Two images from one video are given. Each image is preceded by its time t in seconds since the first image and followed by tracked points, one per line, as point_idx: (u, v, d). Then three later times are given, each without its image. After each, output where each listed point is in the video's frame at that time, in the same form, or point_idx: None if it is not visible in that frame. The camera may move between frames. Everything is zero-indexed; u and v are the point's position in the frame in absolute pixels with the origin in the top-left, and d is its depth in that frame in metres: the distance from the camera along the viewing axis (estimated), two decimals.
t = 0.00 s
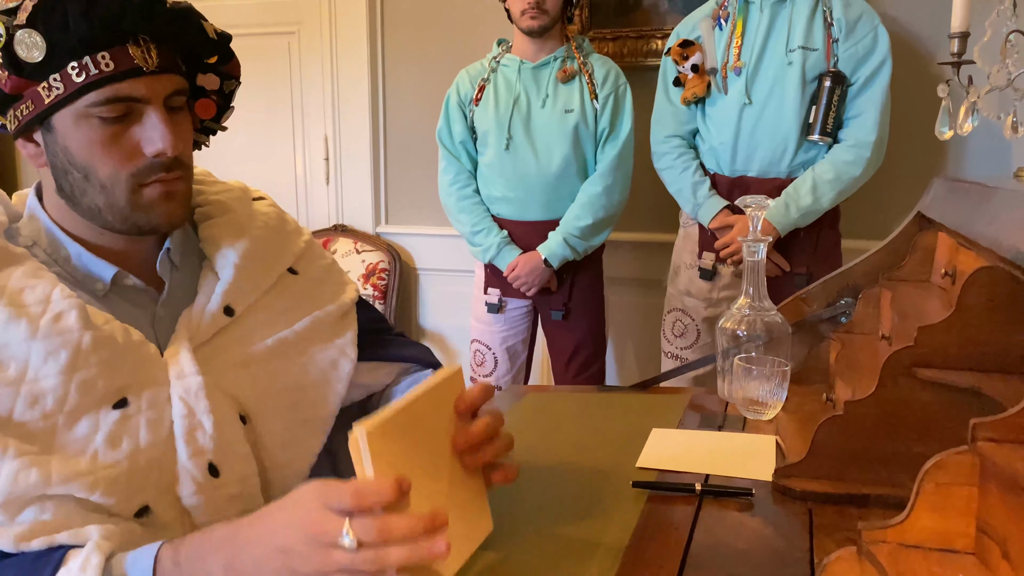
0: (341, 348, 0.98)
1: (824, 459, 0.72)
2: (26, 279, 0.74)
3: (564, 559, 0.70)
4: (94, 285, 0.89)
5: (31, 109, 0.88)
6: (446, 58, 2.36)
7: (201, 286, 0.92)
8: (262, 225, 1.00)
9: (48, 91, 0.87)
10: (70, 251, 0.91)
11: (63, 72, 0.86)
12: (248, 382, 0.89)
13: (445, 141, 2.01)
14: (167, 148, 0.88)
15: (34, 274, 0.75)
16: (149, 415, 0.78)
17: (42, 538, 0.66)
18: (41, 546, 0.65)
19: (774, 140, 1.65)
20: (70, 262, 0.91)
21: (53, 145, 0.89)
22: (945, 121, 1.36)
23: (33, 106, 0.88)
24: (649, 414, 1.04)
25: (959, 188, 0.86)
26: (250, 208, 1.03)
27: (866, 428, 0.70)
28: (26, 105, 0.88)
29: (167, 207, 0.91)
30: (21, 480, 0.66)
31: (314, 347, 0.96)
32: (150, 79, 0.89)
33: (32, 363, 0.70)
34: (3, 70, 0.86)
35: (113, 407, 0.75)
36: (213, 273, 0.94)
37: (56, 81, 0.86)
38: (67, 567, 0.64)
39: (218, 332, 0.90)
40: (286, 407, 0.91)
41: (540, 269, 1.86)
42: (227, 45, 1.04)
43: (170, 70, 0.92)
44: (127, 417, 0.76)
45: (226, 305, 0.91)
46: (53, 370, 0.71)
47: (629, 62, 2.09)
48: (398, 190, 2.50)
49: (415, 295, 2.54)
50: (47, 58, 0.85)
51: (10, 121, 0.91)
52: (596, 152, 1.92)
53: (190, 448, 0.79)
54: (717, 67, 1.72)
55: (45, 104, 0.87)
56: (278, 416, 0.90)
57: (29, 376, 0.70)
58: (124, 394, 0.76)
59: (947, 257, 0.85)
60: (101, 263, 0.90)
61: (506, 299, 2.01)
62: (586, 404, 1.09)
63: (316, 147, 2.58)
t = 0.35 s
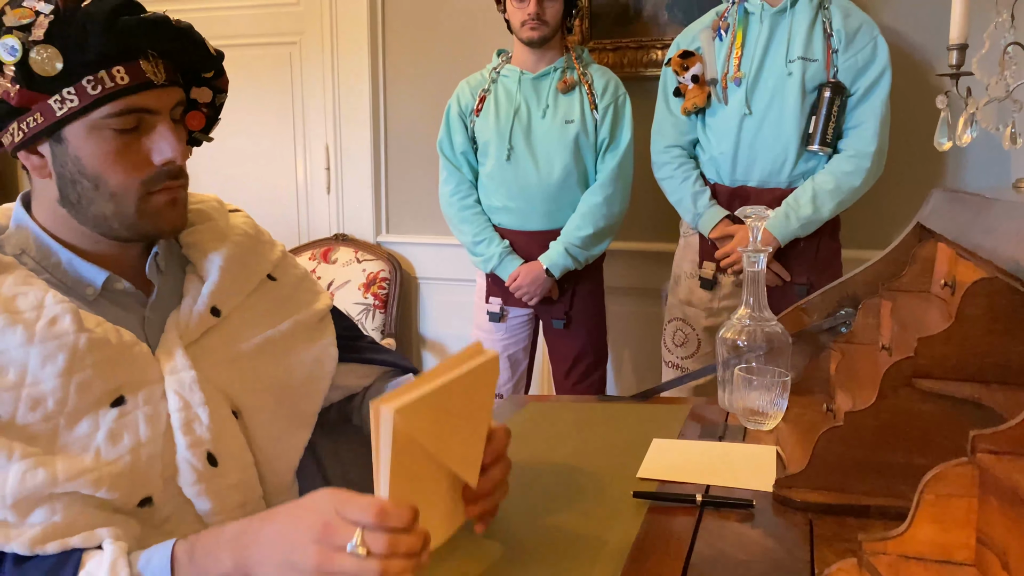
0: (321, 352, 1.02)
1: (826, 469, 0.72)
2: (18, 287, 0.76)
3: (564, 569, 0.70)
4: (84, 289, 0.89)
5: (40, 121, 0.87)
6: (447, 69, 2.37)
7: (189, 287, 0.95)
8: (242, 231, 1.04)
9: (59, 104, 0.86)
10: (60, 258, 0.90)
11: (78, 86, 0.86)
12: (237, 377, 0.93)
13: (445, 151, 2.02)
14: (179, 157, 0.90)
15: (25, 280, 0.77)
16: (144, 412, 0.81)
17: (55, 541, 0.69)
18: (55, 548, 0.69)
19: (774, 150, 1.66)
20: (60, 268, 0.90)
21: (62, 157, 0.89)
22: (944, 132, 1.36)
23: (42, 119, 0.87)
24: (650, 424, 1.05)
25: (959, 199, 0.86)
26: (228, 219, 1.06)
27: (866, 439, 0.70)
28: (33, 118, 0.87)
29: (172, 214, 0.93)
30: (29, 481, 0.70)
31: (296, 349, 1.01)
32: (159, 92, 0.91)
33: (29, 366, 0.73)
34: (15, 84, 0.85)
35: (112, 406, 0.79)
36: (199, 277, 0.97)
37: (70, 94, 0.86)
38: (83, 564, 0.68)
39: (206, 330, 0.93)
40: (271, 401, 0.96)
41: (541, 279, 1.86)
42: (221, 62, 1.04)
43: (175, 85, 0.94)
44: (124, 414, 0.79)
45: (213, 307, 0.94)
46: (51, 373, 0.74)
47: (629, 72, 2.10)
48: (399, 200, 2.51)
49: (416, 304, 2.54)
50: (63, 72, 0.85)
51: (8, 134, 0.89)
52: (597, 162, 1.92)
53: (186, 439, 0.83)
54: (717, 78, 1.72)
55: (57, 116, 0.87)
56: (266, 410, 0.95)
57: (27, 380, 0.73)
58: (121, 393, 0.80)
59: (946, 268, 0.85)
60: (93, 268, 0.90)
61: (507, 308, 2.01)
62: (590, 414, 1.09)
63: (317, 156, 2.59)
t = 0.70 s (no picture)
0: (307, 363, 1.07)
1: (825, 480, 0.72)
2: (35, 301, 0.79)
3: None
4: (90, 298, 0.90)
5: (107, 142, 0.87)
6: (449, 80, 2.38)
7: (194, 295, 1.00)
8: (227, 244, 1.09)
9: (127, 123, 0.88)
10: (64, 269, 0.89)
11: (145, 103, 0.89)
12: (246, 373, 0.98)
13: (446, 161, 2.03)
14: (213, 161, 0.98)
15: (37, 296, 0.80)
16: (146, 420, 0.84)
17: (106, 538, 0.74)
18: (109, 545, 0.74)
19: (776, 162, 1.67)
20: (65, 279, 0.89)
21: (132, 174, 0.90)
22: (941, 143, 1.36)
23: (109, 138, 0.87)
24: (649, 435, 1.05)
25: (957, 212, 0.87)
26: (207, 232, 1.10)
27: (867, 450, 0.70)
28: (98, 138, 0.86)
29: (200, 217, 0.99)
30: (77, 482, 0.75)
31: (289, 353, 1.05)
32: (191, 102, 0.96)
33: (61, 376, 0.77)
34: (93, 107, 0.84)
35: (136, 404, 0.84)
36: (202, 284, 1.02)
37: (138, 112, 0.88)
38: (130, 561, 0.71)
39: (212, 334, 0.98)
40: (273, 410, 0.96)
41: (541, 288, 1.87)
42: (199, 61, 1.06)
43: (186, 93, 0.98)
44: (151, 410, 0.85)
45: (217, 312, 1.00)
46: (82, 382, 0.79)
47: (628, 84, 2.11)
48: (401, 210, 2.51)
49: (416, 314, 2.54)
50: (136, 92, 0.87)
51: (56, 159, 0.86)
52: (596, 173, 1.93)
53: (218, 425, 0.89)
54: (719, 89, 1.73)
55: (128, 134, 0.88)
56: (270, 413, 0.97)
57: (60, 390, 0.77)
58: (144, 392, 0.85)
59: (944, 279, 0.85)
60: (99, 276, 0.90)
61: (507, 317, 2.01)
62: (590, 425, 1.10)
63: (319, 167, 2.59)
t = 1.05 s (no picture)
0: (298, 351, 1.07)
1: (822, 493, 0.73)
2: (57, 321, 0.79)
3: None
4: (103, 312, 0.90)
5: (135, 162, 0.87)
6: (449, 93, 2.39)
7: (195, 299, 1.01)
8: (217, 246, 1.11)
9: (154, 143, 0.89)
10: (76, 285, 0.89)
11: (170, 124, 0.90)
12: (253, 370, 0.99)
13: (443, 174, 2.04)
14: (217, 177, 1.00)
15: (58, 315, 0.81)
16: (168, 430, 0.86)
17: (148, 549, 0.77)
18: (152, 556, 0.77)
19: (790, 175, 1.67)
20: (77, 295, 0.89)
21: (153, 190, 0.90)
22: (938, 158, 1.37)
23: (137, 158, 0.87)
24: (647, 447, 1.05)
25: (954, 228, 0.87)
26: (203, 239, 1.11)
27: (865, 464, 0.70)
28: (127, 159, 0.87)
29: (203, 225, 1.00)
30: (118, 496, 0.78)
31: (284, 349, 1.05)
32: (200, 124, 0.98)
33: (90, 393, 0.78)
34: (127, 129, 0.85)
35: (161, 411, 0.87)
36: (199, 287, 1.03)
37: (164, 133, 0.90)
38: None
39: (216, 336, 1.00)
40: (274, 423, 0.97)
41: (540, 300, 1.88)
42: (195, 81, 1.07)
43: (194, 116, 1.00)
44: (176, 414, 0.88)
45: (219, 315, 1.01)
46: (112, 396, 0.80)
47: (625, 98, 2.12)
48: (401, 222, 2.52)
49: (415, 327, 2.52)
50: (164, 114, 0.89)
51: (86, 179, 0.85)
52: (592, 186, 1.94)
53: (241, 425, 0.91)
54: (732, 104, 1.73)
55: (154, 154, 0.89)
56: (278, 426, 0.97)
57: (90, 407, 0.78)
58: (167, 398, 0.88)
59: (942, 292, 0.86)
60: (111, 290, 0.91)
61: (504, 326, 2.03)
62: (588, 437, 1.10)
63: (320, 180, 2.61)
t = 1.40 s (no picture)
0: (311, 349, 1.08)
1: (820, 507, 0.73)
2: (69, 334, 0.80)
3: None
4: (115, 325, 0.91)
5: (156, 180, 0.88)
6: (449, 107, 2.40)
7: (206, 309, 1.01)
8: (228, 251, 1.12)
9: (176, 161, 0.89)
10: (90, 298, 0.90)
11: (192, 142, 0.91)
12: (263, 375, 0.99)
13: (432, 189, 2.04)
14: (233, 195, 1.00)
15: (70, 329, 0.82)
16: (178, 442, 0.85)
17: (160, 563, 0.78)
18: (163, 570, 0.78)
19: (808, 193, 1.63)
20: (91, 308, 0.90)
21: (173, 208, 0.91)
22: (936, 171, 1.38)
23: (158, 177, 0.88)
24: (646, 462, 1.05)
25: (954, 244, 0.88)
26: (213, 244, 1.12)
27: (862, 477, 0.70)
28: (148, 177, 0.87)
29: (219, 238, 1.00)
30: (129, 509, 0.78)
31: (296, 352, 1.05)
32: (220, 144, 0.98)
33: (101, 407, 0.79)
34: (150, 147, 0.86)
35: (172, 423, 0.87)
36: (212, 298, 1.03)
37: (185, 152, 0.90)
38: None
39: (229, 343, 0.99)
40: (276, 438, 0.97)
41: (531, 313, 1.88)
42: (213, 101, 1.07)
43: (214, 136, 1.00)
44: (187, 426, 0.87)
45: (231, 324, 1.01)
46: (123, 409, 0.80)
47: (605, 113, 2.14)
48: (402, 235, 2.53)
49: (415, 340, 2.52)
50: (186, 132, 0.89)
51: (108, 198, 0.86)
52: (580, 202, 1.96)
53: (255, 434, 0.91)
54: (747, 121, 1.71)
55: (175, 173, 0.89)
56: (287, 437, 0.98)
57: (100, 422, 0.79)
58: (179, 410, 0.88)
59: (939, 306, 0.85)
60: (125, 303, 0.91)
61: (493, 338, 2.03)
62: (587, 451, 1.10)
63: (321, 194, 2.62)
